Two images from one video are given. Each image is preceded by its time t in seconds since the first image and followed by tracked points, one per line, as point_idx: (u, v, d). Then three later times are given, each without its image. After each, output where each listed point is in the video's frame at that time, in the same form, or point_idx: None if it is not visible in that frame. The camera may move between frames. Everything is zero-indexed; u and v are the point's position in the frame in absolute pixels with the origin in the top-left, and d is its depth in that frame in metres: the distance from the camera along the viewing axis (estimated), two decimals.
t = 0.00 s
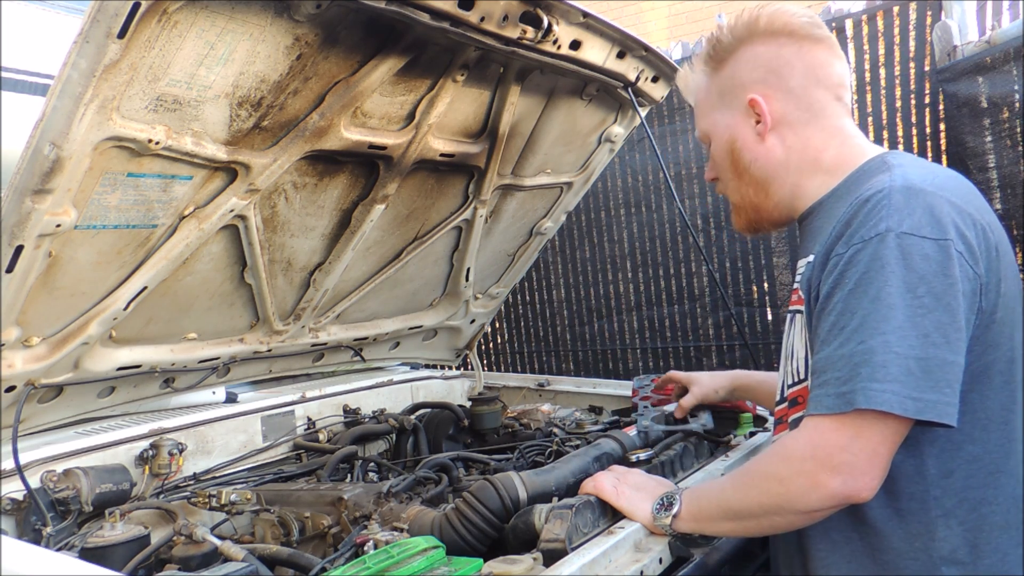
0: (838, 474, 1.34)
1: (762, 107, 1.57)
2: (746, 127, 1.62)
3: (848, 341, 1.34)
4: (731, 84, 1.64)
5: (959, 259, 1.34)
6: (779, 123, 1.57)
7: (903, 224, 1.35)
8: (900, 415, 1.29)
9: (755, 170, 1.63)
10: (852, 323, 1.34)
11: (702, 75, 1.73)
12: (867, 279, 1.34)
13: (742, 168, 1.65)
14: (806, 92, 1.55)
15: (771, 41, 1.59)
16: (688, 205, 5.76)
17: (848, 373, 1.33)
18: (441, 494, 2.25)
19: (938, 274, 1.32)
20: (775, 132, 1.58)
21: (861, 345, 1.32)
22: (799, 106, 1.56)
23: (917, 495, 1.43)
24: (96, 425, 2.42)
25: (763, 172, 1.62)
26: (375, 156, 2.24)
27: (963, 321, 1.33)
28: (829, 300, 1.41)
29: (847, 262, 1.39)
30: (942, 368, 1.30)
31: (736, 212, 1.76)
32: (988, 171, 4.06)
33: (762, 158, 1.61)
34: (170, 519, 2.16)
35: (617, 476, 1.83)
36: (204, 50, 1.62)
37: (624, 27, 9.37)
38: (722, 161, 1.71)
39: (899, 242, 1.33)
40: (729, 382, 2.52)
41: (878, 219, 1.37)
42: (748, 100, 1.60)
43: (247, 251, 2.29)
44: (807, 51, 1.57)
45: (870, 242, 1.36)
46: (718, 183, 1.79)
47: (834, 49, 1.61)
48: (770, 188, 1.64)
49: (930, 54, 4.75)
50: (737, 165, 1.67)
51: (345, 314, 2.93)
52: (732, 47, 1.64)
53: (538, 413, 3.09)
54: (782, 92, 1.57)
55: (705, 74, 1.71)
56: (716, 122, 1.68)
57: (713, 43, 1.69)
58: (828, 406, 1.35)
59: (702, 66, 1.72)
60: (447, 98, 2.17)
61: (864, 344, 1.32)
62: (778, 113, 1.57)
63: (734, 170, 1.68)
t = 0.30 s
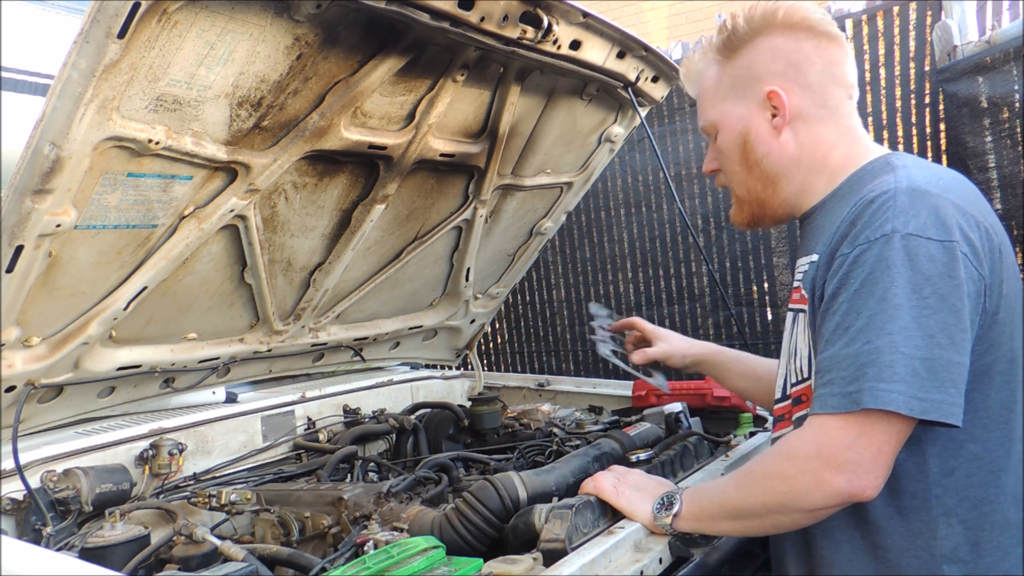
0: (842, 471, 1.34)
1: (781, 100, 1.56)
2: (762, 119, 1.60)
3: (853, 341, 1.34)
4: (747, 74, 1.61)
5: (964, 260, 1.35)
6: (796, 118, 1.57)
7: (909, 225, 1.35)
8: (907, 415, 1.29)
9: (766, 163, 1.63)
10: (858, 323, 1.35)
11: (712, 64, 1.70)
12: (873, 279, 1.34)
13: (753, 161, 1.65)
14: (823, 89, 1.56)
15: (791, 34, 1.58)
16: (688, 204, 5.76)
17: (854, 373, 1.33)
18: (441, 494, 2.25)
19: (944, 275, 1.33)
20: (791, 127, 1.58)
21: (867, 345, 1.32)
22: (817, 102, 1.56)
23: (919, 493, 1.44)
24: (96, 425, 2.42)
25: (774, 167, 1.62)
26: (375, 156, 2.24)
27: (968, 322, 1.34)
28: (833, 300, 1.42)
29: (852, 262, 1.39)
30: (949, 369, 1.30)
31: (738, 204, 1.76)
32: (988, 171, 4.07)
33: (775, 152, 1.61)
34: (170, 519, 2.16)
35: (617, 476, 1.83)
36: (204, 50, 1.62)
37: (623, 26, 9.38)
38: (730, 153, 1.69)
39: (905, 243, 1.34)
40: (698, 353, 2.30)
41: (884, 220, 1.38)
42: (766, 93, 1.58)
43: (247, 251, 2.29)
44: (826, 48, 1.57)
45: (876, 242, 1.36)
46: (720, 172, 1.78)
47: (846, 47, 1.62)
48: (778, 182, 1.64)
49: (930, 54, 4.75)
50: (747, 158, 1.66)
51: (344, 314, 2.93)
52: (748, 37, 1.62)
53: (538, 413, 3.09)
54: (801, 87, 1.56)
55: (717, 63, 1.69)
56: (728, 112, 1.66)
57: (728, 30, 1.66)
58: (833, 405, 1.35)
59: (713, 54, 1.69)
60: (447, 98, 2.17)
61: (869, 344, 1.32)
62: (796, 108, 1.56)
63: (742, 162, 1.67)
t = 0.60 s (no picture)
0: (851, 467, 1.36)
1: (797, 94, 1.57)
2: (776, 112, 1.60)
3: (867, 338, 1.36)
4: (761, 67, 1.61)
5: (979, 260, 1.38)
6: (810, 112, 1.58)
7: (926, 224, 1.37)
8: (923, 413, 1.32)
9: (778, 157, 1.63)
10: (872, 321, 1.36)
11: (723, 56, 1.69)
12: (889, 277, 1.36)
13: (764, 155, 1.65)
14: (836, 85, 1.58)
15: (805, 29, 1.59)
16: (688, 204, 5.76)
17: (870, 370, 1.34)
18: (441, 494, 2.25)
19: (961, 274, 1.35)
20: (804, 122, 1.59)
21: (884, 343, 1.34)
22: (830, 98, 1.58)
23: (926, 490, 1.44)
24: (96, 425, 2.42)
25: (785, 161, 1.63)
26: (375, 156, 2.24)
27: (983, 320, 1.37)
28: (845, 297, 1.43)
29: (867, 259, 1.40)
30: (965, 367, 1.33)
31: (743, 197, 1.77)
32: (988, 171, 4.06)
33: (787, 147, 1.61)
34: (169, 519, 2.16)
35: (618, 476, 1.83)
36: (204, 50, 1.62)
37: (623, 26, 9.38)
38: (739, 146, 1.68)
39: (923, 242, 1.36)
40: (629, 387, 2.31)
41: (901, 218, 1.39)
42: (781, 86, 1.59)
43: (247, 251, 2.29)
44: (838, 44, 1.59)
45: (892, 241, 1.38)
46: (725, 165, 1.77)
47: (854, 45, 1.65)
48: (789, 176, 1.65)
49: (930, 54, 4.74)
50: (758, 151, 1.65)
51: (345, 314, 2.93)
52: (762, 30, 1.62)
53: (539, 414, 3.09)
54: (815, 82, 1.57)
55: (728, 55, 1.68)
56: (740, 104, 1.65)
57: (741, 23, 1.65)
58: (844, 400, 1.37)
59: (725, 46, 1.69)
60: (447, 99, 2.17)
61: (886, 342, 1.34)
62: (810, 102, 1.57)
63: (752, 155, 1.67)
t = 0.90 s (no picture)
0: (853, 467, 1.36)
1: (795, 95, 1.57)
2: (774, 112, 1.61)
3: (870, 338, 1.36)
4: (760, 66, 1.61)
5: (980, 260, 1.39)
6: (808, 113, 1.59)
7: (928, 224, 1.38)
8: (928, 413, 1.32)
9: (774, 157, 1.63)
10: (874, 321, 1.36)
11: (722, 54, 1.69)
12: (891, 278, 1.36)
13: (760, 154, 1.65)
14: (833, 87, 1.59)
15: (805, 29, 1.59)
16: (688, 204, 5.77)
17: (872, 370, 1.34)
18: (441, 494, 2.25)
19: (962, 273, 1.36)
20: (801, 123, 1.60)
21: (887, 343, 1.34)
22: (828, 100, 1.59)
23: (928, 489, 1.44)
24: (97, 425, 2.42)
25: (782, 161, 1.63)
26: (375, 156, 2.24)
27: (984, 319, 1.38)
28: (846, 297, 1.43)
29: (868, 260, 1.40)
30: (969, 366, 1.34)
31: (736, 196, 1.77)
32: (988, 171, 4.05)
33: (784, 147, 1.62)
34: (170, 519, 2.16)
35: (617, 476, 1.83)
36: (204, 50, 1.62)
37: (623, 26, 9.37)
38: (735, 144, 1.68)
39: (925, 243, 1.36)
40: (575, 412, 2.34)
41: (902, 218, 1.40)
42: (780, 86, 1.59)
43: (247, 251, 2.29)
44: (837, 46, 1.60)
45: (895, 241, 1.38)
46: (718, 163, 1.76)
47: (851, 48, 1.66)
48: (784, 177, 1.65)
49: (930, 54, 4.74)
50: (754, 150, 1.66)
51: (344, 314, 2.93)
52: (762, 28, 1.62)
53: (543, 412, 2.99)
54: (814, 83, 1.58)
55: (727, 53, 1.68)
56: (737, 103, 1.65)
57: (742, 20, 1.65)
58: (847, 400, 1.37)
59: (723, 44, 1.69)
60: (447, 99, 2.17)
61: (889, 343, 1.34)
62: (808, 103, 1.58)
63: (748, 154, 1.67)
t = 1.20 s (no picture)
0: (852, 467, 1.36)
1: (788, 97, 1.57)
2: (767, 115, 1.61)
3: (867, 338, 1.36)
4: (751, 68, 1.61)
5: (974, 259, 1.40)
6: (801, 116, 1.59)
7: (922, 224, 1.38)
8: (926, 412, 1.32)
9: (767, 160, 1.64)
10: (869, 321, 1.36)
11: (713, 56, 1.69)
12: (885, 278, 1.36)
13: (754, 157, 1.65)
14: (825, 89, 1.59)
15: (796, 32, 1.60)
16: (688, 204, 5.77)
17: (870, 370, 1.34)
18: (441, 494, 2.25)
19: (956, 273, 1.36)
20: (794, 125, 1.60)
21: (885, 343, 1.34)
22: (820, 102, 1.59)
23: (926, 489, 1.44)
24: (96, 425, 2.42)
25: (775, 164, 1.63)
26: (374, 156, 2.24)
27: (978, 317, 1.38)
28: (841, 298, 1.43)
29: (863, 260, 1.40)
30: (966, 366, 1.34)
31: (729, 197, 1.77)
32: (989, 171, 4.06)
33: (777, 149, 1.62)
34: (170, 519, 2.16)
35: (617, 476, 1.83)
36: (204, 50, 1.62)
37: (623, 26, 9.37)
38: (728, 147, 1.68)
39: (919, 242, 1.37)
40: (574, 422, 2.29)
41: (896, 219, 1.40)
42: (772, 89, 1.59)
43: (247, 251, 2.29)
44: (828, 49, 1.61)
45: (889, 241, 1.38)
46: (710, 165, 1.77)
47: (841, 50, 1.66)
48: (777, 178, 1.65)
49: (930, 54, 4.74)
50: (747, 153, 1.66)
51: (344, 314, 2.92)
52: (754, 30, 1.62)
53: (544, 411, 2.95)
54: (806, 85, 1.58)
55: (718, 55, 1.68)
56: (730, 105, 1.65)
57: (734, 23, 1.64)
58: (846, 401, 1.36)
59: (715, 46, 1.69)
60: (447, 98, 2.17)
61: (886, 343, 1.34)
62: (801, 105, 1.58)
63: (741, 156, 1.67)
